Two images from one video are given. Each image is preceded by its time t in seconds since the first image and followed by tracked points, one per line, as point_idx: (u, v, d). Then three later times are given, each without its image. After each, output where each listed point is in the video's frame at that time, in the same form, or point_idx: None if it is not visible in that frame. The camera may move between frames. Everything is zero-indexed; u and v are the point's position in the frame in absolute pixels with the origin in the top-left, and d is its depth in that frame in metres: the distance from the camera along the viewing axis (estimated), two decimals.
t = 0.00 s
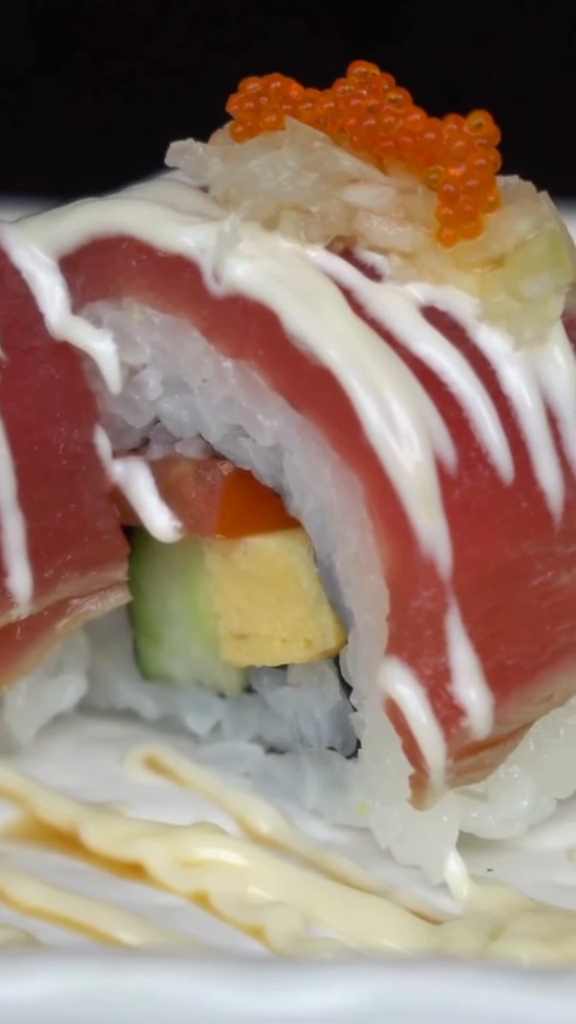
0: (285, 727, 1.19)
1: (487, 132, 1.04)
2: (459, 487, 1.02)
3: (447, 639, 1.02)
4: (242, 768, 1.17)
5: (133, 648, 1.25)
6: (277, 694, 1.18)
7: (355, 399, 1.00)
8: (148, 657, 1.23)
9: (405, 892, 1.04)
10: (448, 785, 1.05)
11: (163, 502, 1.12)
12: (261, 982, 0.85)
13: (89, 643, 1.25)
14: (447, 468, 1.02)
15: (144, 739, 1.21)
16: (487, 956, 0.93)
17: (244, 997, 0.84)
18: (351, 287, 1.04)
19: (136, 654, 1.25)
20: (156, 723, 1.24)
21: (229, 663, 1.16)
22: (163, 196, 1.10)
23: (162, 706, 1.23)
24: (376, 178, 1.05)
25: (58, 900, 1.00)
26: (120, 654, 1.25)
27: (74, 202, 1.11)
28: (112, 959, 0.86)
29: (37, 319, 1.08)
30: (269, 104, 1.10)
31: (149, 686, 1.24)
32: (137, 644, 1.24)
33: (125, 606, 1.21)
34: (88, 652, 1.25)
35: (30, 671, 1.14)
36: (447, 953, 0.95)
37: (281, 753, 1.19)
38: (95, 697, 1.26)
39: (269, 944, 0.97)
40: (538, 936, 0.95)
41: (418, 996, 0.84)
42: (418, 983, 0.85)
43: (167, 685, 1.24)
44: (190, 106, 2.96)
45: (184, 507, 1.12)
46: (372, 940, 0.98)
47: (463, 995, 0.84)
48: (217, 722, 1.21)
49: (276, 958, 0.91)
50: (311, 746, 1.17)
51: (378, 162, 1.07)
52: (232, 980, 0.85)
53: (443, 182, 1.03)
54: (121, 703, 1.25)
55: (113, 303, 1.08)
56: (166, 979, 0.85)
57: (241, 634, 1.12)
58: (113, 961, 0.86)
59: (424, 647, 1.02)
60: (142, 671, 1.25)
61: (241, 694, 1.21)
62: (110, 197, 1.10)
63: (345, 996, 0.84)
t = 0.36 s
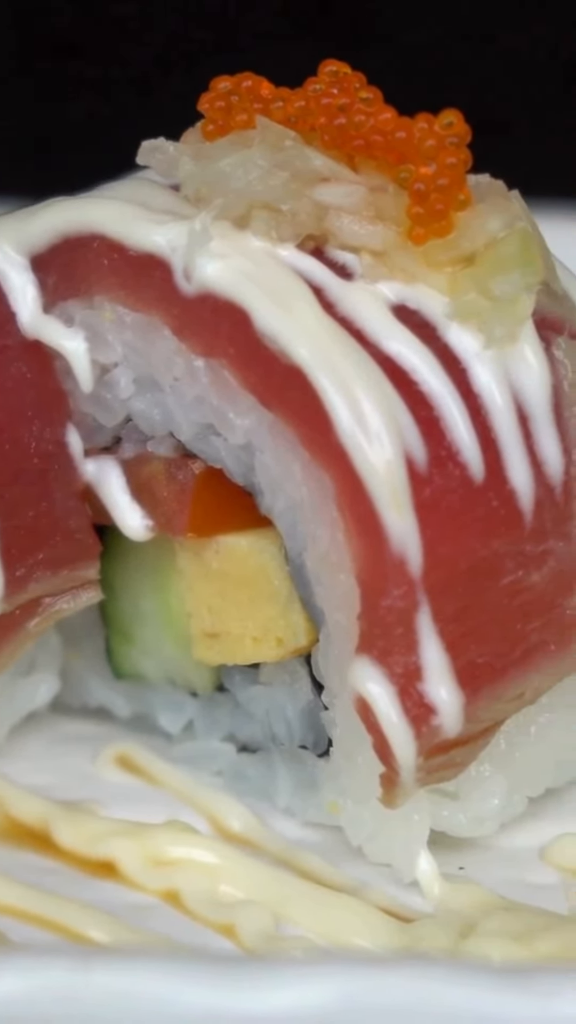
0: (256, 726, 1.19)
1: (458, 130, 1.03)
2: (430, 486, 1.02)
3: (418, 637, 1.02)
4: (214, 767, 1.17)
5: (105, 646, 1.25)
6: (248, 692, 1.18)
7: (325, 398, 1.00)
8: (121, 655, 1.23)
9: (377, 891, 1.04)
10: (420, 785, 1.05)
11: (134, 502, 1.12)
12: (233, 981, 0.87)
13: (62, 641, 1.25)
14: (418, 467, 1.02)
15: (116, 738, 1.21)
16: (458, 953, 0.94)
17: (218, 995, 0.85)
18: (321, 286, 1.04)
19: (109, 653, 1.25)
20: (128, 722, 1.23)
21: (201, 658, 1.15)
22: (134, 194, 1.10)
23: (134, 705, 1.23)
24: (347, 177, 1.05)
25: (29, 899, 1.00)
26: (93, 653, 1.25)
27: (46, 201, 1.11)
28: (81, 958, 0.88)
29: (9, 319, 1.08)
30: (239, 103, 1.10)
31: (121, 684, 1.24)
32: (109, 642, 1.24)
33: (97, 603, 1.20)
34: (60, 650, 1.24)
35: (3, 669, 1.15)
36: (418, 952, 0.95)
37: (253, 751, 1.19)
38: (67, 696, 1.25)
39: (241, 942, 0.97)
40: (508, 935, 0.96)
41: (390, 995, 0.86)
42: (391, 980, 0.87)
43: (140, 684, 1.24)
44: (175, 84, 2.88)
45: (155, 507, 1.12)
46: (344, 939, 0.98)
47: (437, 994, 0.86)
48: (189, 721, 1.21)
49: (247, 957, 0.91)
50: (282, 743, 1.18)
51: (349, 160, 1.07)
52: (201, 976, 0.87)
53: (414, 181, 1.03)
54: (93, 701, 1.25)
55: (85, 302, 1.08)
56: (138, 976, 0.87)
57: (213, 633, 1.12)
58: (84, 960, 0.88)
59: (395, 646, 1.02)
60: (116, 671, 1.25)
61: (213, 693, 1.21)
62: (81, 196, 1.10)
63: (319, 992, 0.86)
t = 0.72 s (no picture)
0: (228, 725, 1.19)
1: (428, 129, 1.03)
2: (400, 484, 1.02)
3: (388, 635, 1.02)
4: (186, 765, 1.17)
5: (77, 646, 1.25)
6: (220, 691, 1.18)
7: (296, 397, 1.00)
8: (93, 654, 1.23)
9: (348, 889, 1.04)
10: (391, 781, 1.05)
11: (106, 501, 1.12)
12: (199, 982, 0.87)
13: (34, 641, 1.25)
14: (389, 465, 1.02)
15: (88, 737, 1.21)
16: (429, 952, 0.94)
17: (185, 994, 0.86)
18: (292, 284, 1.04)
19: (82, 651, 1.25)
20: (100, 720, 1.23)
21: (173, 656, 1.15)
22: (105, 193, 1.10)
23: (106, 703, 1.23)
24: (317, 176, 1.06)
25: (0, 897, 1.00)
26: (66, 651, 1.25)
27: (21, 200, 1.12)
28: (51, 957, 0.88)
29: None
30: (211, 102, 1.11)
31: (93, 683, 1.24)
32: (81, 641, 1.24)
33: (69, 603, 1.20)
34: (32, 650, 1.25)
35: None
36: (388, 949, 0.95)
37: (225, 750, 1.19)
38: (39, 693, 1.25)
39: (211, 941, 0.97)
40: (479, 933, 0.96)
41: (360, 993, 0.86)
42: (360, 980, 0.87)
43: (112, 683, 1.24)
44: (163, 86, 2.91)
45: (127, 505, 1.12)
46: (315, 937, 0.98)
47: (405, 994, 0.86)
48: (161, 719, 1.21)
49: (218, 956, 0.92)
50: (254, 742, 1.18)
51: (320, 159, 1.08)
52: (166, 976, 0.87)
53: (384, 179, 1.03)
54: (66, 700, 1.25)
55: (56, 301, 1.08)
56: (103, 976, 0.87)
57: (185, 632, 1.13)
58: (54, 960, 0.88)
59: (366, 643, 1.02)
60: (88, 670, 1.24)
61: (185, 691, 1.21)
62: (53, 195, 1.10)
63: (290, 993, 0.86)
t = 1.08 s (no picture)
0: (199, 723, 1.19)
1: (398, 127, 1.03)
2: (370, 483, 1.03)
3: (358, 633, 1.02)
4: (158, 763, 1.17)
5: (48, 645, 1.24)
6: (192, 690, 1.18)
7: (266, 397, 1.01)
8: (65, 651, 1.23)
9: (319, 887, 1.04)
10: (362, 779, 1.06)
11: (77, 498, 1.13)
12: (172, 973, 0.87)
13: (5, 637, 1.24)
14: (359, 463, 1.02)
15: (59, 735, 1.22)
16: (399, 949, 0.95)
17: (158, 993, 0.86)
18: (261, 282, 1.04)
19: (53, 649, 1.24)
20: (71, 717, 1.23)
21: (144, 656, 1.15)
22: (76, 192, 1.11)
23: (77, 701, 1.23)
24: (287, 176, 1.05)
25: None
26: (36, 650, 1.24)
27: None
28: (20, 956, 0.88)
29: None
30: (181, 101, 1.10)
31: (66, 681, 1.23)
32: (52, 639, 1.23)
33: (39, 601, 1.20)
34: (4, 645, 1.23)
35: None
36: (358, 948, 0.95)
37: (196, 747, 1.19)
38: (12, 689, 1.25)
39: (182, 939, 0.97)
40: (449, 931, 0.97)
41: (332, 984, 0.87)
42: (331, 976, 0.87)
43: (82, 682, 1.23)
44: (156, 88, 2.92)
45: (97, 503, 1.12)
46: (285, 934, 0.98)
47: (375, 990, 0.86)
48: (133, 717, 1.21)
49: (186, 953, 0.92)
50: (225, 741, 1.17)
51: (291, 159, 1.07)
52: (138, 971, 0.87)
53: (354, 178, 1.03)
54: (38, 699, 1.24)
55: (27, 299, 1.09)
56: (75, 974, 0.87)
57: (156, 630, 1.12)
58: (23, 959, 0.88)
59: (335, 641, 1.02)
60: (59, 666, 1.24)
61: (156, 688, 1.20)
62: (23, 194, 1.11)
63: (261, 991, 0.86)
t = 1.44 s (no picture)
0: (169, 720, 1.18)
1: (366, 126, 1.04)
2: (338, 481, 1.02)
3: (326, 631, 1.03)
4: (128, 762, 1.17)
5: (19, 644, 1.23)
6: (161, 689, 1.17)
7: (235, 395, 1.01)
8: (35, 649, 1.22)
9: (288, 886, 1.04)
10: (330, 778, 1.05)
11: (46, 496, 1.13)
12: (141, 973, 0.87)
13: None
14: (327, 462, 1.02)
15: (30, 733, 1.22)
16: (368, 947, 0.95)
17: (126, 990, 0.85)
18: (230, 280, 1.04)
19: (23, 648, 1.23)
20: (42, 716, 1.23)
21: (114, 655, 1.15)
22: (46, 192, 1.12)
23: (47, 699, 1.23)
24: (254, 173, 1.05)
25: None
26: (7, 648, 1.24)
27: None
28: None
29: None
30: (150, 100, 1.11)
31: (36, 678, 1.23)
32: (23, 637, 1.23)
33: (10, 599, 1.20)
34: None
35: None
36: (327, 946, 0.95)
37: (167, 746, 1.18)
38: None
39: (150, 937, 0.97)
40: (417, 929, 0.97)
41: (302, 982, 0.87)
42: (299, 977, 0.87)
43: (53, 680, 1.22)
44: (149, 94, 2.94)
45: (67, 501, 1.12)
46: (254, 933, 0.98)
47: (342, 987, 0.86)
48: (104, 716, 1.20)
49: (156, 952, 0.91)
50: (195, 740, 1.16)
51: (260, 158, 1.07)
52: (107, 973, 0.87)
53: (323, 177, 1.03)
54: (10, 697, 1.24)
55: None
56: (43, 973, 0.86)
57: (126, 628, 1.12)
58: None
59: (304, 640, 1.02)
60: (29, 664, 1.23)
61: (126, 687, 1.19)
62: None
63: (232, 985, 0.86)
